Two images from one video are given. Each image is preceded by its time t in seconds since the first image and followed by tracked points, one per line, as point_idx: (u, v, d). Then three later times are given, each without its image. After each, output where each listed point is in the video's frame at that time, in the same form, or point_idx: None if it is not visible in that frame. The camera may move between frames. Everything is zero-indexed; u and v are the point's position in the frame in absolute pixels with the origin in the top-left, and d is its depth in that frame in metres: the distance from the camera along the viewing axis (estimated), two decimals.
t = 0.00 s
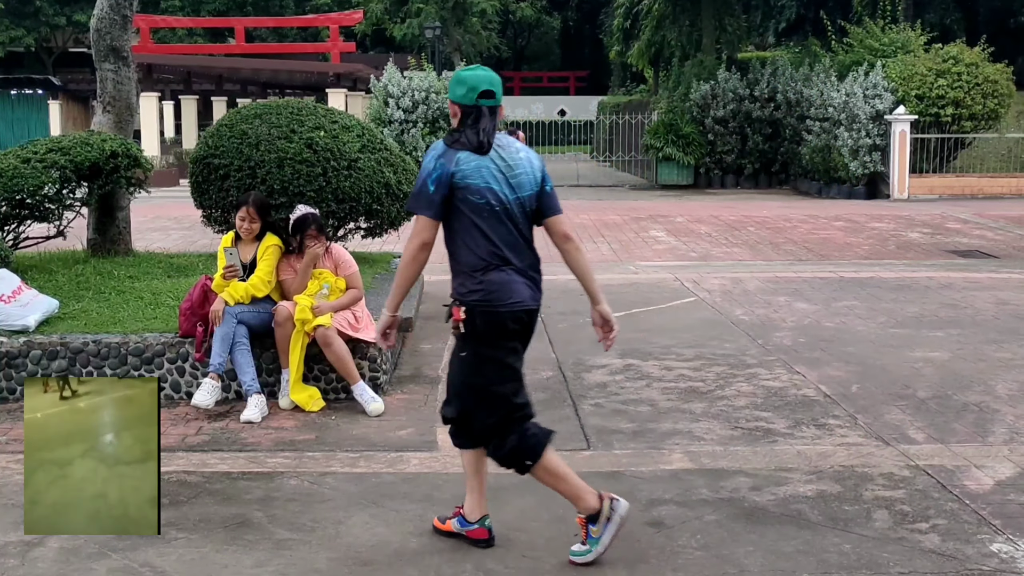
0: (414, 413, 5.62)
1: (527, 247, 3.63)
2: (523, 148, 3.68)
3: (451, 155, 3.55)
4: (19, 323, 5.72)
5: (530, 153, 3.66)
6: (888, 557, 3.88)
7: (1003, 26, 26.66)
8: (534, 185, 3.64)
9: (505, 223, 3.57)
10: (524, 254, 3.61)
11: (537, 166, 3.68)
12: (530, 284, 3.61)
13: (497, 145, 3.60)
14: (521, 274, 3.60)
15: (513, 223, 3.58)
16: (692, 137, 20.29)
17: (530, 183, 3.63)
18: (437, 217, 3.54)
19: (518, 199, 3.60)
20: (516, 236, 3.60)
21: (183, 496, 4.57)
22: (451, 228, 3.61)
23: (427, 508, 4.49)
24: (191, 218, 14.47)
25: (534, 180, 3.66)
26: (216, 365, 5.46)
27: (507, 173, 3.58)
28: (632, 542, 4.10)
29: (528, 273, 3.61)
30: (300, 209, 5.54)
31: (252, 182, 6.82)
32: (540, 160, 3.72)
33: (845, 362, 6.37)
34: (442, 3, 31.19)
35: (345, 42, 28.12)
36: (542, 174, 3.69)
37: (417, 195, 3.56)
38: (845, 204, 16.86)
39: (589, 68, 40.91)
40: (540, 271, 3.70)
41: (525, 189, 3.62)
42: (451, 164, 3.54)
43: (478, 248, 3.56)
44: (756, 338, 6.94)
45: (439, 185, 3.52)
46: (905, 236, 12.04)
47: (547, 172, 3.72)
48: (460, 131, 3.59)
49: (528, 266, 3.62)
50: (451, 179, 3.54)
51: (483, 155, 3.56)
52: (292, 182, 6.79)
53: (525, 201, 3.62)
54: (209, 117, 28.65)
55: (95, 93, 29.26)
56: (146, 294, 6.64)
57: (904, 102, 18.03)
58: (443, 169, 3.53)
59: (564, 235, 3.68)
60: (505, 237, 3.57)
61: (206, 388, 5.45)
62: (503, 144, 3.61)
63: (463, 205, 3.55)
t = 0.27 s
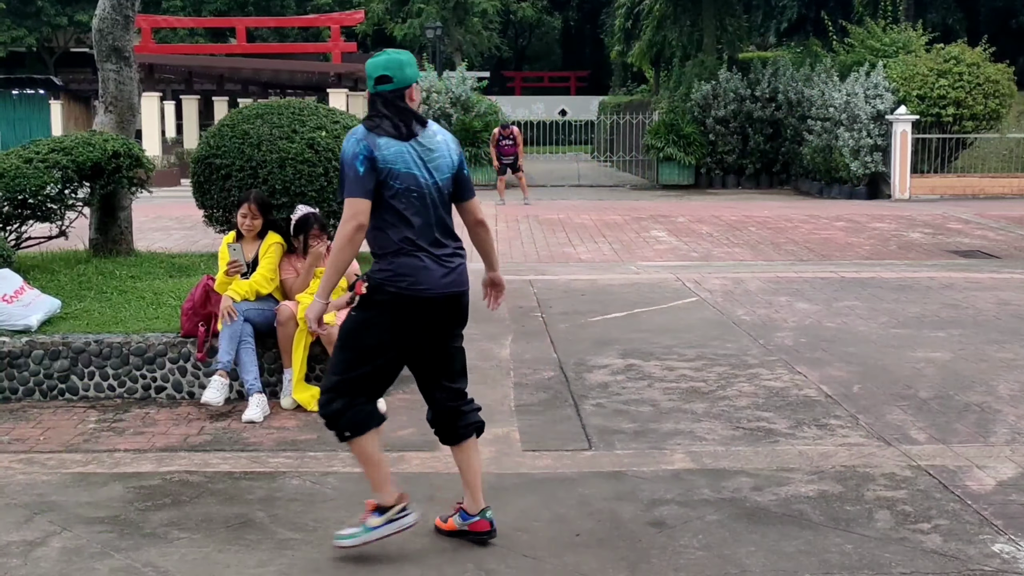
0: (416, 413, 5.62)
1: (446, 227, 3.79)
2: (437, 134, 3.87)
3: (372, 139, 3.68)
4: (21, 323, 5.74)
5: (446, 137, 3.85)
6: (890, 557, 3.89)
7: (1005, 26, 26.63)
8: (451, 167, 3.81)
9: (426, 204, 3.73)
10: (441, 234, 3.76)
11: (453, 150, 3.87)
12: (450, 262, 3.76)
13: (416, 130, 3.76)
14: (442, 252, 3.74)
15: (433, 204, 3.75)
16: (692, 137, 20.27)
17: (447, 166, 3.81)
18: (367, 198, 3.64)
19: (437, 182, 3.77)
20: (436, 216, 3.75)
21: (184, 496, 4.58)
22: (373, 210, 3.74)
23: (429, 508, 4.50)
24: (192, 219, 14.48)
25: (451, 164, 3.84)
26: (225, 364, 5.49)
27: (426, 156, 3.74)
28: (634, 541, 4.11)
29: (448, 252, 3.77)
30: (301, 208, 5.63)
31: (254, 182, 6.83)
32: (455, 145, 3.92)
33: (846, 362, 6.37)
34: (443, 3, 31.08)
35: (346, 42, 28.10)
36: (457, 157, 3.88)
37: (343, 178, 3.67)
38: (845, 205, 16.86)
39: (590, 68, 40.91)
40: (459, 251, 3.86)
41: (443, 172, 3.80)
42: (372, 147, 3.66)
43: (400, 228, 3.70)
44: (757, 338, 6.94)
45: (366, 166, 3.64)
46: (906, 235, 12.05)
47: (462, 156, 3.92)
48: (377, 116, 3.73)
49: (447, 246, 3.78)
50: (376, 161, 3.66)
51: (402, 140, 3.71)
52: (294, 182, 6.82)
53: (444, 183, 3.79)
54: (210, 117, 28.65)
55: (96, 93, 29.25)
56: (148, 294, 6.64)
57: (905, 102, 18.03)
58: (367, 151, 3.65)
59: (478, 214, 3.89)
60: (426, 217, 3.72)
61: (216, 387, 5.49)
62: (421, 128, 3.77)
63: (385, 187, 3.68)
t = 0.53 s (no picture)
0: (429, 414, 5.63)
1: (343, 246, 3.75)
2: (339, 148, 3.82)
3: (260, 164, 3.69)
4: (38, 324, 5.76)
5: (344, 151, 3.79)
6: (906, 559, 3.88)
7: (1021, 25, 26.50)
8: (349, 183, 3.76)
9: (318, 225, 3.69)
10: (338, 251, 3.72)
11: (354, 162, 3.81)
12: (348, 282, 3.72)
13: (311, 148, 3.72)
14: (335, 272, 3.70)
15: (328, 223, 3.71)
16: (707, 138, 20.20)
17: (345, 182, 3.76)
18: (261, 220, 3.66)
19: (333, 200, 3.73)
20: (331, 235, 3.71)
21: (200, 496, 4.60)
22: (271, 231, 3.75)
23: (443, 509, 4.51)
24: (206, 219, 14.55)
25: (351, 179, 3.79)
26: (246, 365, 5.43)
27: (318, 175, 3.70)
28: (648, 543, 4.12)
29: (345, 271, 3.72)
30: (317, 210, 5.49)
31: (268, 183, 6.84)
32: (362, 155, 3.85)
33: (861, 363, 6.37)
34: (456, 3, 30.97)
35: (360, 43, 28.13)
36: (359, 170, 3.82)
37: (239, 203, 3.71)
38: (859, 206, 16.84)
39: (604, 67, 40.91)
40: (365, 268, 3.81)
41: (341, 189, 3.75)
42: (259, 172, 3.67)
43: (292, 249, 3.69)
44: (772, 339, 6.94)
45: (253, 191, 3.66)
46: (920, 236, 12.03)
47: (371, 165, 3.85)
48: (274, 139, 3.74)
49: (346, 264, 3.73)
50: (263, 185, 3.67)
51: (291, 161, 3.69)
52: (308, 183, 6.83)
53: (342, 200, 3.74)
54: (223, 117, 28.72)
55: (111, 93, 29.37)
56: (163, 294, 6.68)
57: (920, 102, 17.98)
58: (254, 176, 3.67)
59: (432, 181, 3.88)
60: (318, 239, 3.69)
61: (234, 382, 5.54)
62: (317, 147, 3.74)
63: (276, 210, 3.69)
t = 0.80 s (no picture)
0: (472, 414, 5.64)
1: (303, 230, 3.72)
2: (309, 129, 3.74)
3: (230, 146, 3.77)
4: (86, 324, 5.79)
5: (309, 134, 3.71)
6: (954, 564, 3.83)
7: None
8: (310, 166, 3.69)
9: (276, 209, 3.70)
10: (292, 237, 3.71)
11: (321, 141, 3.72)
12: (305, 267, 3.70)
13: (275, 132, 3.71)
14: (291, 257, 3.70)
15: (287, 208, 3.70)
16: (748, 139, 20.31)
17: (307, 165, 3.70)
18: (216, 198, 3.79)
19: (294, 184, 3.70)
20: (290, 219, 3.70)
21: (246, 495, 4.64)
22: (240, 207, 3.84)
23: (486, 510, 4.51)
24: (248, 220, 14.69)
25: (314, 162, 3.71)
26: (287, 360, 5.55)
27: (278, 160, 3.69)
28: (692, 545, 4.10)
29: (301, 257, 3.70)
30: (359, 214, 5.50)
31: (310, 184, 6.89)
32: (331, 135, 3.74)
33: (906, 366, 6.30)
34: (497, 5, 31.02)
35: (400, 45, 28.25)
36: (324, 152, 3.72)
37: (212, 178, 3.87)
38: (904, 207, 16.69)
39: (643, 68, 40.82)
40: (329, 250, 3.77)
41: (302, 172, 3.70)
42: (226, 156, 3.76)
43: (254, 233, 3.75)
44: (815, 341, 6.89)
45: (219, 170, 3.78)
46: (967, 237, 11.90)
47: (341, 142, 3.73)
48: (247, 122, 3.79)
49: (305, 248, 3.72)
50: (229, 169, 3.76)
51: (255, 145, 3.72)
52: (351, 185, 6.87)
53: (302, 184, 3.70)
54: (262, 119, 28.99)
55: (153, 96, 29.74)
56: (208, 294, 6.76)
57: (966, 102, 17.80)
58: (222, 158, 3.77)
59: (411, 136, 3.71)
60: (276, 224, 3.71)
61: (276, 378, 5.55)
62: (281, 129, 3.72)
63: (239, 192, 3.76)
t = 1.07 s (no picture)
0: (522, 418, 5.64)
1: (301, 243, 3.81)
2: (322, 147, 3.79)
3: (244, 155, 3.87)
4: (141, 327, 5.85)
5: (319, 152, 3.75)
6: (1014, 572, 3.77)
7: None
8: (317, 182, 3.75)
9: (279, 221, 3.79)
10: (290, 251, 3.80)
11: (333, 159, 3.77)
12: (297, 279, 3.79)
13: (287, 145, 3.78)
14: (287, 269, 3.80)
15: (289, 222, 3.79)
16: (798, 139, 20.32)
17: (315, 182, 3.76)
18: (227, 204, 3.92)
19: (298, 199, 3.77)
20: (291, 232, 3.79)
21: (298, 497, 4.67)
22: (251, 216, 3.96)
23: (537, 513, 4.51)
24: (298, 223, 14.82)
25: (322, 179, 3.76)
26: (341, 360, 5.61)
27: (286, 174, 3.76)
28: (745, 551, 4.07)
29: (296, 269, 3.79)
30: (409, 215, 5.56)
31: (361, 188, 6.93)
32: (342, 152, 3.79)
33: (962, 370, 6.21)
34: (545, 7, 31.24)
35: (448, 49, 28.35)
36: (333, 169, 3.76)
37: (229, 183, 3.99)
38: (959, 209, 16.42)
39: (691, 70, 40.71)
40: (324, 264, 3.84)
41: (309, 188, 3.76)
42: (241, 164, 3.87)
43: (257, 242, 3.87)
44: (868, 345, 6.81)
45: (233, 177, 3.90)
46: None
47: (351, 159, 3.78)
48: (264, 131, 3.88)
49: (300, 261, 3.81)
50: (243, 177, 3.87)
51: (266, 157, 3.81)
52: (401, 188, 6.89)
53: (308, 199, 3.77)
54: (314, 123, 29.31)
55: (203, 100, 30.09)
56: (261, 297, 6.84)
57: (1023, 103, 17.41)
58: (237, 167, 3.88)
59: (423, 147, 3.76)
60: (277, 235, 3.81)
61: (331, 378, 5.66)
62: (292, 145, 3.78)
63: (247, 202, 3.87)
